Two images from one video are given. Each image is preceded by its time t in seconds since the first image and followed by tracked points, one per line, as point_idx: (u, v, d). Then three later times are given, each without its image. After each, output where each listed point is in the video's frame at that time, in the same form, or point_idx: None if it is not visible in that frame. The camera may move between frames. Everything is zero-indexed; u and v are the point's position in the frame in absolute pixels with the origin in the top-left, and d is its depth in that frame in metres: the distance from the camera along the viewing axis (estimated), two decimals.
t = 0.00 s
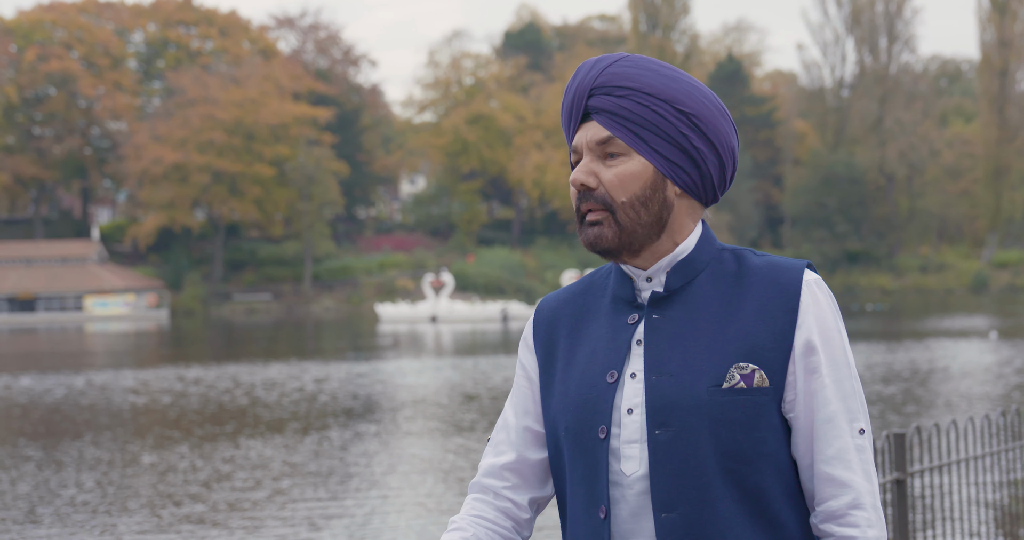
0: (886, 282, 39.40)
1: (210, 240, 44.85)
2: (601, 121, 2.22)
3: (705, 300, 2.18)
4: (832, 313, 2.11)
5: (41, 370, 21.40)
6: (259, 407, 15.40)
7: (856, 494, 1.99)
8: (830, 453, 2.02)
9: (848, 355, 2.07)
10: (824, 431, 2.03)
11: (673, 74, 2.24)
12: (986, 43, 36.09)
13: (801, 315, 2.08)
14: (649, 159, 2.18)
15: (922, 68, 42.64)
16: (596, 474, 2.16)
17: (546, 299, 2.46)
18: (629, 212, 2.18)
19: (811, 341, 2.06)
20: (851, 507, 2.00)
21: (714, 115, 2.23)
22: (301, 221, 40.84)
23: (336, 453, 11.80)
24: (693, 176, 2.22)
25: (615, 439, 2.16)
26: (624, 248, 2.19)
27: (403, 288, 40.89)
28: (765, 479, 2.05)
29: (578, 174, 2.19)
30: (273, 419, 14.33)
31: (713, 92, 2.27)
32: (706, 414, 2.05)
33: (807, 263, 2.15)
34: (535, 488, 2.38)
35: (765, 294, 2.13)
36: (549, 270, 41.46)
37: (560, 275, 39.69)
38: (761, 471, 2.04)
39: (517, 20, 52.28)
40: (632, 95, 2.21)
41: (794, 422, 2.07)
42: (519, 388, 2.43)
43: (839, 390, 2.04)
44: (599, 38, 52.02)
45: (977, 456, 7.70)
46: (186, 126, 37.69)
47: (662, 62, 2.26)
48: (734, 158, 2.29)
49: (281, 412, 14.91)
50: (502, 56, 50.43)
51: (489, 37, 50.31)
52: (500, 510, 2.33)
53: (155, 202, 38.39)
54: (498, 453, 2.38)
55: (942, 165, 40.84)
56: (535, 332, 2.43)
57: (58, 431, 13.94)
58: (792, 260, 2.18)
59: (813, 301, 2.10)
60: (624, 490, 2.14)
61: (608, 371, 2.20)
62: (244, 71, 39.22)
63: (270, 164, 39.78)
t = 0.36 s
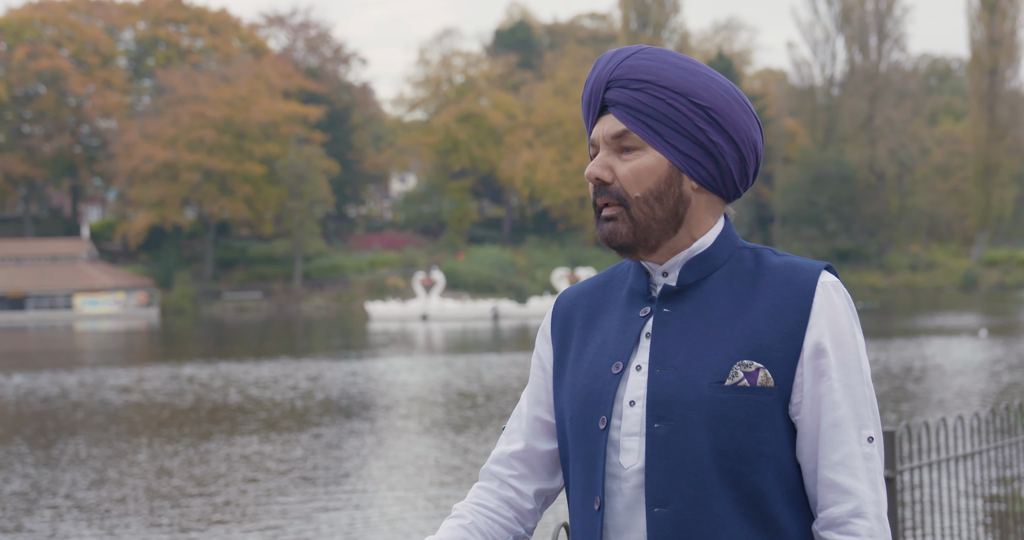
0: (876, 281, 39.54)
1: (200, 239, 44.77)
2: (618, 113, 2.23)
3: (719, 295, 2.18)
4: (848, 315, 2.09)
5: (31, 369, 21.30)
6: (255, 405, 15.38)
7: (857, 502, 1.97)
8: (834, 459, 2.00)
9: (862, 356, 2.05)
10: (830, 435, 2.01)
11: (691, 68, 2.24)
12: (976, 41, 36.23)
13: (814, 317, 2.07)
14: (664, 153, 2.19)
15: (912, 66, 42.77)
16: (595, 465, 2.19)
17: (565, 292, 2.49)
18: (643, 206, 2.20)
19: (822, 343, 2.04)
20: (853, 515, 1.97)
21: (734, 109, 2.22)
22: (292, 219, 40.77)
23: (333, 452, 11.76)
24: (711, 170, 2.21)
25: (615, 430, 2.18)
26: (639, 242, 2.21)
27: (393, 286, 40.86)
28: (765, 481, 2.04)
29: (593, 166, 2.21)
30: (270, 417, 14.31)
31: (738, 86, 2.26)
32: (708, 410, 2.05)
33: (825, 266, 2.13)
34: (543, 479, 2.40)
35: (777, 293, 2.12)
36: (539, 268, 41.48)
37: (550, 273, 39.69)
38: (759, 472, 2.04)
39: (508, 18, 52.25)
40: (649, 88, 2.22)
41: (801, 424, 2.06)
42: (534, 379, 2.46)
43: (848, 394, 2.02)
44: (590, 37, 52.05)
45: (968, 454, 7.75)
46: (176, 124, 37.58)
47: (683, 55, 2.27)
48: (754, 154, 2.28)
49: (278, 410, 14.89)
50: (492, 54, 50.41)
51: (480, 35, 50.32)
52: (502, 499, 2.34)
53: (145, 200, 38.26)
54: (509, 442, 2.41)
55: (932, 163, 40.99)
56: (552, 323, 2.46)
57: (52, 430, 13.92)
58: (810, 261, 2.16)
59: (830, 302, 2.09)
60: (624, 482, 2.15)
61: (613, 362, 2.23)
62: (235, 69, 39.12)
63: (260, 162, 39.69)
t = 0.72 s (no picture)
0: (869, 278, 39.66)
1: (193, 237, 44.71)
2: (630, 109, 2.25)
3: (731, 295, 2.20)
4: (866, 314, 2.09)
5: (24, 367, 21.26)
6: (253, 403, 15.40)
7: (869, 507, 1.97)
8: (847, 462, 2.00)
9: (876, 359, 2.05)
10: (842, 439, 2.02)
11: (706, 63, 2.24)
12: (969, 39, 36.34)
13: (827, 317, 2.08)
14: (677, 149, 2.20)
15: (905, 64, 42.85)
16: (603, 465, 2.21)
17: (583, 287, 2.52)
18: (654, 204, 2.21)
19: (835, 344, 2.04)
20: (862, 520, 1.97)
21: (750, 104, 2.22)
22: (285, 217, 40.74)
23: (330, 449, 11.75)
24: (724, 167, 2.22)
25: (623, 428, 2.21)
26: (651, 241, 2.23)
27: (386, 284, 40.87)
28: (772, 483, 2.04)
29: (603, 163, 2.23)
30: (266, 415, 14.31)
31: (751, 79, 2.28)
32: (716, 409, 2.07)
33: (842, 265, 2.13)
34: (553, 470, 2.42)
35: (791, 294, 2.13)
36: (533, 266, 41.52)
37: (544, 271, 39.71)
38: (767, 474, 2.04)
39: (501, 16, 52.26)
40: (659, 83, 2.23)
41: (813, 425, 2.07)
42: (547, 375, 2.50)
43: (860, 397, 2.02)
44: (582, 35, 52.06)
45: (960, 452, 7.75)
46: (169, 122, 37.49)
47: (694, 50, 2.28)
48: (771, 150, 2.28)
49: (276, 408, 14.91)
50: (485, 52, 50.42)
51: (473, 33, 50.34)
52: (507, 485, 2.36)
53: (138, 199, 38.18)
54: (520, 434, 2.43)
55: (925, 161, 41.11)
56: (568, 317, 2.49)
57: (48, 427, 13.92)
58: (826, 261, 2.17)
59: (844, 303, 2.08)
60: (631, 480, 2.18)
61: (624, 359, 2.25)
62: (227, 67, 39.03)
63: (253, 160, 39.59)
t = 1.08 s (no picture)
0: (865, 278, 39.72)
1: (188, 236, 44.65)
2: (635, 108, 2.26)
3: (740, 293, 2.20)
4: (874, 315, 2.10)
5: (20, 367, 21.23)
6: (251, 402, 15.38)
7: (878, 509, 1.99)
8: (854, 464, 2.02)
9: (884, 360, 2.06)
10: (851, 441, 2.03)
11: (711, 63, 2.25)
12: (965, 39, 36.38)
13: (836, 318, 2.09)
14: (683, 148, 2.21)
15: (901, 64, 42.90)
16: (610, 465, 2.22)
17: (589, 285, 2.54)
18: (659, 205, 2.22)
19: (843, 346, 2.05)
20: (871, 522, 1.99)
21: (756, 104, 2.23)
22: (281, 217, 40.69)
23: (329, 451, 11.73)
24: (730, 168, 2.23)
25: (631, 428, 2.22)
26: (656, 242, 2.24)
27: (382, 284, 40.86)
28: (779, 485, 2.05)
29: (609, 163, 2.24)
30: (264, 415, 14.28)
31: (758, 79, 2.28)
32: (723, 411, 2.07)
33: (851, 265, 2.14)
34: (551, 458, 2.47)
35: (799, 295, 2.13)
36: (529, 266, 41.51)
37: (540, 271, 39.71)
38: (774, 476, 2.06)
39: (497, 15, 52.24)
40: (666, 83, 2.24)
41: (821, 427, 2.07)
42: (552, 369, 2.54)
43: (868, 399, 2.03)
44: (579, 34, 52.06)
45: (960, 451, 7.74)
46: (164, 121, 37.41)
47: (701, 49, 2.29)
48: (778, 150, 2.29)
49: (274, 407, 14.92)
50: (482, 52, 50.38)
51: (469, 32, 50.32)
52: (506, 466, 2.42)
53: (134, 198, 38.12)
54: (523, 426, 2.47)
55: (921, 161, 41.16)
56: (574, 315, 2.51)
57: (45, 427, 13.89)
58: (834, 260, 2.18)
59: (853, 304, 2.09)
60: (638, 480, 2.18)
61: (632, 359, 2.26)
62: (223, 66, 38.97)
63: (248, 160, 39.53)
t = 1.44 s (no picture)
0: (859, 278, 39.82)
1: (183, 236, 44.65)
2: (630, 109, 2.27)
3: (739, 295, 2.21)
4: (873, 315, 2.10)
5: (15, 367, 21.25)
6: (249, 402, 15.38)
7: (876, 511, 2.00)
8: (853, 467, 2.03)
9: (884, 360, 2.07)
10: (850, 442, 2.04)
11: (705, 63, 2.26)
12: (959, 39, 36.46)
13: (835, 320, 2.09)
14: (679, 149, 2.21)
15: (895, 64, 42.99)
16: (609, 465, 2.23)
17: (588, 283, 2.55)
18: (655, 206, 2.23)
19: (841, 347, 2.06)
20: (869, 524, 2.01)
21: (751, 104, 2.24)
22: (276, 217, 40.67)
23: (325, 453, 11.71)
24: (726, 168, 2.23)
25: (629, 428, 2.23)
26: (652, 242, 2.25)
27: (377, 284, 40.86)
28: (779, 487, 2.06)
29: (604, 166, 2.25)
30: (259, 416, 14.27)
31: (753, 78, 2.29)
32: (723, 413, 2.08)
33: (850, 266, 2.15)
34: (544, 447, 2.50)
35: (799, 295, 2.14)
36: (523, 266, 41.55)
37: (535, 271, 39.73)
38: (775, 477, 2.06)
39: (492, 15, 52.28)
40: (659, 85, 2.25)
41: (820, 428, 2.09)
42: (547, 362, 2.55)
43: (868, 400, 2.04)
44: (574, 34, 52.12)
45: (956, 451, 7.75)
46: (159, 121, 37.36)
47: (697, 48, 2.29)
48: (775, 148, 2.29)
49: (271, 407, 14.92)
50: (477, 52, 50.40)
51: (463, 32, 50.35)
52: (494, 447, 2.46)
53: (128, 198, 38.07)
54: (514, 415, 2.51)
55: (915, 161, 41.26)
56: (572, 312, 2.52)
57: (41, 426, 13.88)
58: (834, 261, 2.18)
59: (853, 305, 2.10)
60: (637, 480, 2.19)
61: (631, 360, 2.27)
62: (218, 66, 38.92)
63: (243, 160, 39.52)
